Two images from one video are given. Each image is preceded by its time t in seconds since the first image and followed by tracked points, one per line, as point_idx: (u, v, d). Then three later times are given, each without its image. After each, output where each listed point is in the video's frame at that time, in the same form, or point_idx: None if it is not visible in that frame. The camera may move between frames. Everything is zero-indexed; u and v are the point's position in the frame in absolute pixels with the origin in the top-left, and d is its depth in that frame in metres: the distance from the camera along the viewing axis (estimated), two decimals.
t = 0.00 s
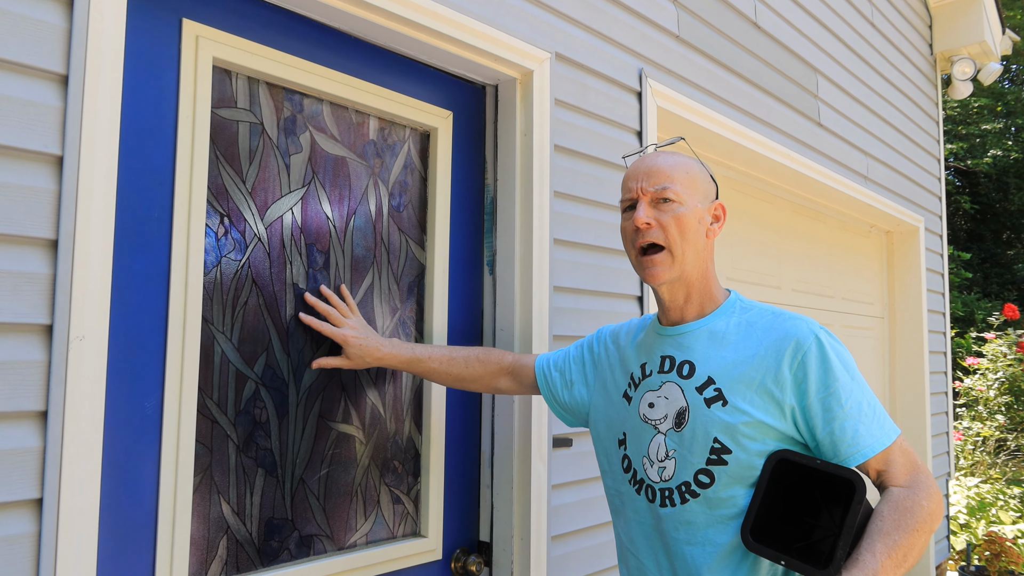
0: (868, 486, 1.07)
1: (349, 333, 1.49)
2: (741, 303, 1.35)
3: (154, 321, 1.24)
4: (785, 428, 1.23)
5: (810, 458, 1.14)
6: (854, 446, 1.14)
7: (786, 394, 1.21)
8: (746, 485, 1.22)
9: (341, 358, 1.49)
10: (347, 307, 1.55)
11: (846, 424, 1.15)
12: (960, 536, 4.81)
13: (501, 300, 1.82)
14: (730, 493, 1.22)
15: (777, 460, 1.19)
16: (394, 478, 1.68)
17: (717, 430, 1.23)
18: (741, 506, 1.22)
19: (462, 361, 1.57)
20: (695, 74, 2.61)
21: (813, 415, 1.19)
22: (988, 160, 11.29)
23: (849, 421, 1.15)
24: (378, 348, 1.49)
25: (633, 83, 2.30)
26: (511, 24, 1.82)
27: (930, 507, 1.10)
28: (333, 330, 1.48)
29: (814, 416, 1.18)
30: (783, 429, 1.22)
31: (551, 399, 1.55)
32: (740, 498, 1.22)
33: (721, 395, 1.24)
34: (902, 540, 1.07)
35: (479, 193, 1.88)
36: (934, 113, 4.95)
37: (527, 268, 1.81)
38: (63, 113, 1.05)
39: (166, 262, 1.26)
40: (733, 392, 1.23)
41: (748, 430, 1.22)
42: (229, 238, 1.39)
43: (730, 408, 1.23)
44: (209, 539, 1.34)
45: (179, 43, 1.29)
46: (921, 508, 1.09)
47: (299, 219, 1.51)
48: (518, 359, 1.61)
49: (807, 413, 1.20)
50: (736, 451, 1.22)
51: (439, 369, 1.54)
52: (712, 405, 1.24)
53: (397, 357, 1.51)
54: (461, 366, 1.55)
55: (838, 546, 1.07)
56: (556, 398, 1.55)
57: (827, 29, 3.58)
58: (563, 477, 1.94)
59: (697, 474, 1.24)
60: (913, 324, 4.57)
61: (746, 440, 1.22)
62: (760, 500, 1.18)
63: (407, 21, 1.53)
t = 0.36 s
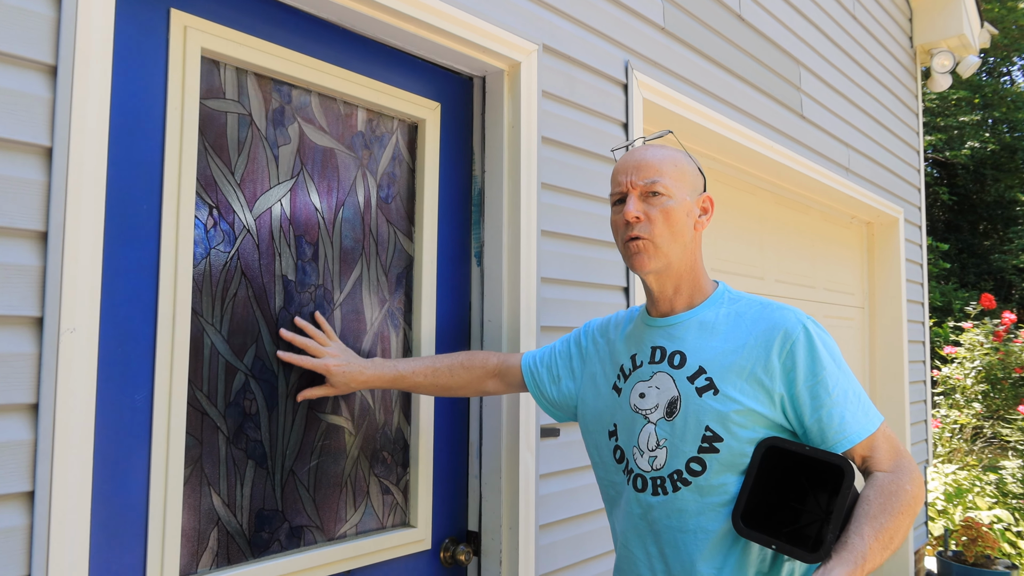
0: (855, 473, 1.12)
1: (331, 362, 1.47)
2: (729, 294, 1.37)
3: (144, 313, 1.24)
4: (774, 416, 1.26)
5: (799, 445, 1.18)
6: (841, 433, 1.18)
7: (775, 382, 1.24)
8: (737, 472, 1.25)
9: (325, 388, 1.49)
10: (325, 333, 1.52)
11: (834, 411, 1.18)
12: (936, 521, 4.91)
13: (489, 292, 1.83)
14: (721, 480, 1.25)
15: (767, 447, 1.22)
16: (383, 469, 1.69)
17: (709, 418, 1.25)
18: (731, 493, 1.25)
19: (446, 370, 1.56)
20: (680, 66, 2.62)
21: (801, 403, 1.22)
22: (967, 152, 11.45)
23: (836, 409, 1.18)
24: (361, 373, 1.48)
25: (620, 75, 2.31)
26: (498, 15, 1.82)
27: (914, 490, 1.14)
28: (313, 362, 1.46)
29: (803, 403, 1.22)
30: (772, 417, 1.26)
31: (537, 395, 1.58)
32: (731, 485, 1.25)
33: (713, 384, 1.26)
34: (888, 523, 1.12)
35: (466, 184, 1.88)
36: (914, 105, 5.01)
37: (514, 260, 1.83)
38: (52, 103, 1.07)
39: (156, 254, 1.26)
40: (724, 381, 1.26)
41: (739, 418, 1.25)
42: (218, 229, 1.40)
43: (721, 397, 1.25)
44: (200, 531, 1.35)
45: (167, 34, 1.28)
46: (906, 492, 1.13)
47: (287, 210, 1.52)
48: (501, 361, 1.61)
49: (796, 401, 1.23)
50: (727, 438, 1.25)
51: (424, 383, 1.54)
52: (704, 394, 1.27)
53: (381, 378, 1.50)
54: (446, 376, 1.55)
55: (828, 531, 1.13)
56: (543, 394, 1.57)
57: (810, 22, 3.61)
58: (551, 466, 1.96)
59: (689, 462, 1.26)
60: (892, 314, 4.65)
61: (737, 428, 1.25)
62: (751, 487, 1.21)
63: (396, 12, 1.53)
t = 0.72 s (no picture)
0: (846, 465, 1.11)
1: (327, 417, 1.44)
2: (719, 288, 1.38)
3: (126, 306, 1.23)
4: (766, 409, 1.27)
5: (791, 438, 1.19)
6: (832, 425, 1.19)
7: (767, 376, 1.25)
8: (730, 466, 1.26)
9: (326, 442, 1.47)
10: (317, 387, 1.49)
11: (825, 404, 1.19)
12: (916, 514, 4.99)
13: (476, 286, 1.83)
14: (715, 474, 1.25)
15: (759, 441, 1.23)
16: (369, 463, 1.69)
17: (702, 412, 1.26)
18: (724, 487, 1.26)
19: (440, 399, 1.54)
20: (668, 62, 2.63)
21: (793, 395, 1.23)
22: (949, 149, 11.60)
23: (828, 401, 1.19)
24: (357, 422, 1.45)
25: (607, 70, 2.31)
26: (485, 7, 1.81)
27: (903, 482, 1.15)
28: (308, 424, 1.42)
29: (794, 396, 1.23)
30: (764, 410, 1.26)
31: (531, 403, 1.57)
32: (724, 479, 1.26)
33: (705, 378, 1.27)
34: (879, 514, 1.12)
35: (453, 178, 1.87)
36: (897, 103, 5.06)
37: (501, 254, 1.82)
38: (33, 92, 1.06)
39: (139, 246, 1.25)
40: (716, 375, 1.27)
41: (732, 412, 1.25)
42: (203, 222, 1.38)
43: (714, 390, 1.26)
44: (184, 526, 1.34)
45: (150, 23, 1.27)
46: (896, 483, 1.14)
47: (273, 203, 1.51)
48: (497, 375, 1.60)
49: (787, 393, 1.24)
50: (720, 433, 1.25)
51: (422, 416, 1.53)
52: (697, 388, 1.27)
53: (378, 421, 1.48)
54: (443, 406, 1.54)
55: (820, 523, 1.13)
56: (536, 400, 1.56)
57: (795, 18, 3.63)
58: (537, 460, 1.96)
59: (682, 456, 1.27)
60: (875, 309, 4.70)
61: (730, 422, 1.25)
62: (742, 480, 1.22)
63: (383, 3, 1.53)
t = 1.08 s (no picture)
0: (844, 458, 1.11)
1: (343, 435, 1.48)
2: (720, 278, 1.38)
3: (115, 298, 1.22)
4: (765, 401, 1.26)
5: (789, 431, 1.19)
6: (831, 417, 1.18)
7: (766, 367, 1.24)
8: (726, 458, 1.26)
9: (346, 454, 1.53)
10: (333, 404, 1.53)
11: (824, 396, 1.18)
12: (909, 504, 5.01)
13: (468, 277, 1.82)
14: (711, 466, 1.25)
15: (755, 433, 1.23)
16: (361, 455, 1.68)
17: (699, 403, 1.26)
18: (720, 479, 1.25)
19: (452, 405, 1.58)
20: (662, 51, 2.61)
21: (792, 387, 1.22)
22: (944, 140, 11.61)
23: (827, 393, 1.18)
24: (372, 437, 1.50)
25: (601, 60, 2.30)
26: None
27: (903, 475, 1.14)
28: (325, 442, 1.48)
29: (793, 388, 1.22)
30: (763, 402, 1.26)
31: (534, 399, 1.60)
32: (720, 471, 1.25)
33: (703, 368, 1.27)
34: (876, 508, 1.11)
35: (446, 169, 1.86)
36: (892, 94, 5.06)
37: (494, 245, 1.81)
38: (18, 81, 1.04)
39: (128, 237, 1.24)
40: (714, 366, 1.26)
41: (729, 404, 1.25)
42: (192, 212, 1.37)
43: (711, 381, 1.26)
44: (174, 518, 1.34)
45: (137, 10, 1.25)
46: (895, 477, 1.13)
47: (263, 193, 1.50)
48: (506, 376, 1.63)
49: (786, 385, 1.23)
50: (717, 424, 1.25)
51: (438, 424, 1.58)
52: (694, 379, 1.27)
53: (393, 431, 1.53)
54: (459, 412, 1.58)
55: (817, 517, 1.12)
56: (538, 396, 1.60)
57: (791, 9, 3.62)
58: (530, 452, 1.97)
59: (679, 448, 1.27)
60: (869, 301, 4.71)
61: (727, 414, 1.25)
62: (740, 472, 1.21)
63: None
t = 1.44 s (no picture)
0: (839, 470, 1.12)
1: (360, 444, 1.56)
2: (724, 279, 1.37)
3: (98, 298, 1.20)
4: (765, 407, 1.25)
5: (787, 439, 1.19)
6: (832, 426, 1.17)
7: (767, 372, 1.24)
8: (723, 464, 1.25)
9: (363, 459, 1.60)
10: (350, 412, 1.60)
11: (826, 403, 1.17)
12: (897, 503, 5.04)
13: (457, 277, 1.82)
14: (707, 472, 1.25)
15: (754, 439, 1.22)
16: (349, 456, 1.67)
17: (697, 408, 1.26)
18: (717, 486, 1.25)
19: (467, 409, 1.60)
20: (651, 51, 2.61)
21: (793, 393, 1.21)
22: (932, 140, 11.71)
23: (829, 400, 1.17)
24: (388, 446, 1.56)
25: (590, 58, 2.30)
26: None
27: (905, 490, 1.13)
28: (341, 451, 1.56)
29: (794, 394, 1.21)
30: (763, 408, 1.25)
31: (540, 400, 1.61)
32: (717, 477, 1.25)
33: (702, 372, 1.27)
34: (874, 522, 1.11)
35: (434, 168, 1.85)
36: (881, 94, 5.08)
37: (482, 245, 1.81)
38: None
39: (111, 237, 1.22)
40: (713, 369, 1.26)
41: (728, 409, 1.24)
42: (177, 211, 1.36)
43: (710, 385, 1.25)
44: (159, 520, 1.32)
45: (121, 6, 1.23)
46: (896, 491, 1.12)
47: (249, 192, 1.48)
48: (518, 378, 1.65)
49: (788, 391, 1.22)
50: (714, 429, 1.24)
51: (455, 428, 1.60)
52: (692, 382, 1.27)
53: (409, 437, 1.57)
54: (476, 416, 1.60)
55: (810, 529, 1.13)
56: (544, 396, 1.60)
57: (780, 8, 3.63)
58: (519, 452, 1.96)
59: (675, 452, 1.27)
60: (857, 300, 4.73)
61: (726, 419, 1.24)
62: (736, 477, 1.22)
63: None
